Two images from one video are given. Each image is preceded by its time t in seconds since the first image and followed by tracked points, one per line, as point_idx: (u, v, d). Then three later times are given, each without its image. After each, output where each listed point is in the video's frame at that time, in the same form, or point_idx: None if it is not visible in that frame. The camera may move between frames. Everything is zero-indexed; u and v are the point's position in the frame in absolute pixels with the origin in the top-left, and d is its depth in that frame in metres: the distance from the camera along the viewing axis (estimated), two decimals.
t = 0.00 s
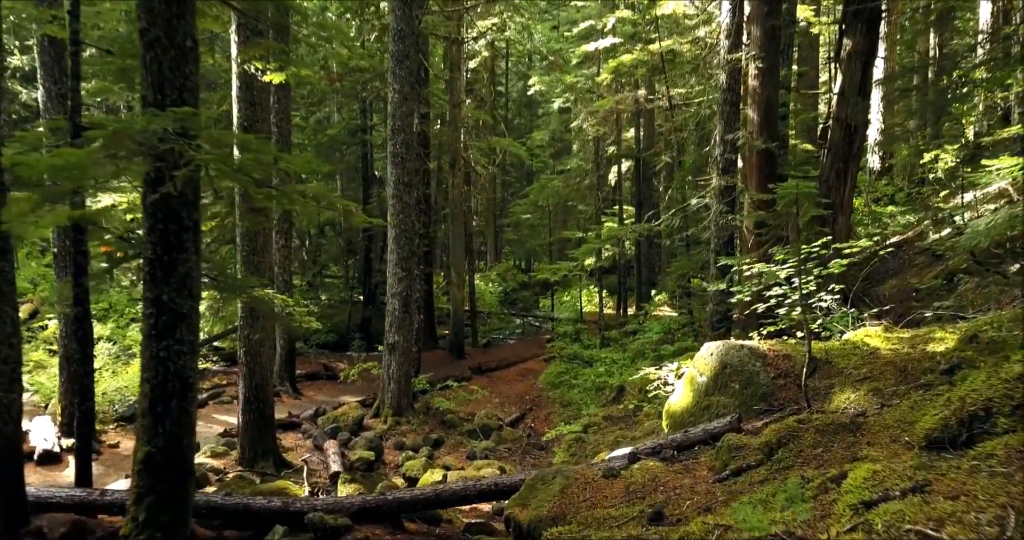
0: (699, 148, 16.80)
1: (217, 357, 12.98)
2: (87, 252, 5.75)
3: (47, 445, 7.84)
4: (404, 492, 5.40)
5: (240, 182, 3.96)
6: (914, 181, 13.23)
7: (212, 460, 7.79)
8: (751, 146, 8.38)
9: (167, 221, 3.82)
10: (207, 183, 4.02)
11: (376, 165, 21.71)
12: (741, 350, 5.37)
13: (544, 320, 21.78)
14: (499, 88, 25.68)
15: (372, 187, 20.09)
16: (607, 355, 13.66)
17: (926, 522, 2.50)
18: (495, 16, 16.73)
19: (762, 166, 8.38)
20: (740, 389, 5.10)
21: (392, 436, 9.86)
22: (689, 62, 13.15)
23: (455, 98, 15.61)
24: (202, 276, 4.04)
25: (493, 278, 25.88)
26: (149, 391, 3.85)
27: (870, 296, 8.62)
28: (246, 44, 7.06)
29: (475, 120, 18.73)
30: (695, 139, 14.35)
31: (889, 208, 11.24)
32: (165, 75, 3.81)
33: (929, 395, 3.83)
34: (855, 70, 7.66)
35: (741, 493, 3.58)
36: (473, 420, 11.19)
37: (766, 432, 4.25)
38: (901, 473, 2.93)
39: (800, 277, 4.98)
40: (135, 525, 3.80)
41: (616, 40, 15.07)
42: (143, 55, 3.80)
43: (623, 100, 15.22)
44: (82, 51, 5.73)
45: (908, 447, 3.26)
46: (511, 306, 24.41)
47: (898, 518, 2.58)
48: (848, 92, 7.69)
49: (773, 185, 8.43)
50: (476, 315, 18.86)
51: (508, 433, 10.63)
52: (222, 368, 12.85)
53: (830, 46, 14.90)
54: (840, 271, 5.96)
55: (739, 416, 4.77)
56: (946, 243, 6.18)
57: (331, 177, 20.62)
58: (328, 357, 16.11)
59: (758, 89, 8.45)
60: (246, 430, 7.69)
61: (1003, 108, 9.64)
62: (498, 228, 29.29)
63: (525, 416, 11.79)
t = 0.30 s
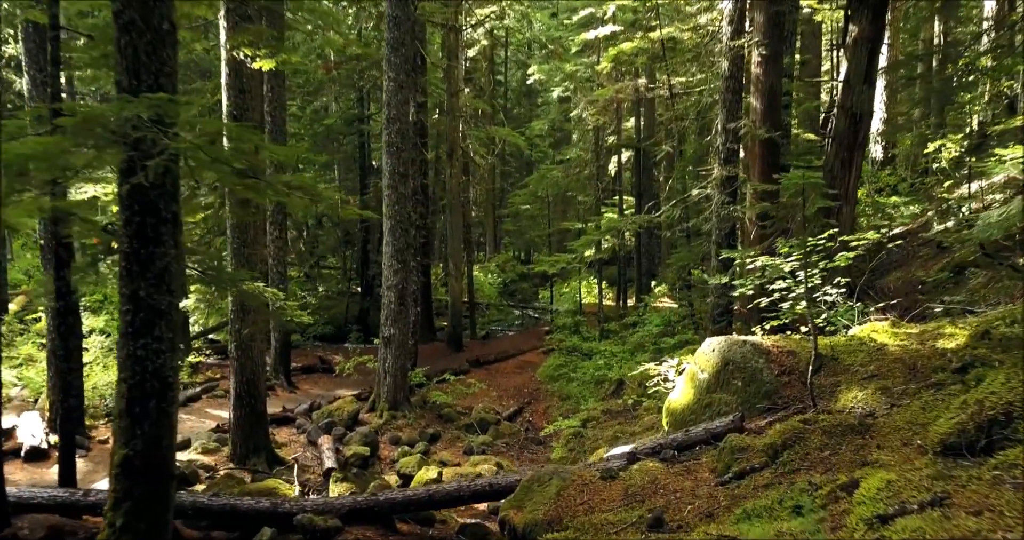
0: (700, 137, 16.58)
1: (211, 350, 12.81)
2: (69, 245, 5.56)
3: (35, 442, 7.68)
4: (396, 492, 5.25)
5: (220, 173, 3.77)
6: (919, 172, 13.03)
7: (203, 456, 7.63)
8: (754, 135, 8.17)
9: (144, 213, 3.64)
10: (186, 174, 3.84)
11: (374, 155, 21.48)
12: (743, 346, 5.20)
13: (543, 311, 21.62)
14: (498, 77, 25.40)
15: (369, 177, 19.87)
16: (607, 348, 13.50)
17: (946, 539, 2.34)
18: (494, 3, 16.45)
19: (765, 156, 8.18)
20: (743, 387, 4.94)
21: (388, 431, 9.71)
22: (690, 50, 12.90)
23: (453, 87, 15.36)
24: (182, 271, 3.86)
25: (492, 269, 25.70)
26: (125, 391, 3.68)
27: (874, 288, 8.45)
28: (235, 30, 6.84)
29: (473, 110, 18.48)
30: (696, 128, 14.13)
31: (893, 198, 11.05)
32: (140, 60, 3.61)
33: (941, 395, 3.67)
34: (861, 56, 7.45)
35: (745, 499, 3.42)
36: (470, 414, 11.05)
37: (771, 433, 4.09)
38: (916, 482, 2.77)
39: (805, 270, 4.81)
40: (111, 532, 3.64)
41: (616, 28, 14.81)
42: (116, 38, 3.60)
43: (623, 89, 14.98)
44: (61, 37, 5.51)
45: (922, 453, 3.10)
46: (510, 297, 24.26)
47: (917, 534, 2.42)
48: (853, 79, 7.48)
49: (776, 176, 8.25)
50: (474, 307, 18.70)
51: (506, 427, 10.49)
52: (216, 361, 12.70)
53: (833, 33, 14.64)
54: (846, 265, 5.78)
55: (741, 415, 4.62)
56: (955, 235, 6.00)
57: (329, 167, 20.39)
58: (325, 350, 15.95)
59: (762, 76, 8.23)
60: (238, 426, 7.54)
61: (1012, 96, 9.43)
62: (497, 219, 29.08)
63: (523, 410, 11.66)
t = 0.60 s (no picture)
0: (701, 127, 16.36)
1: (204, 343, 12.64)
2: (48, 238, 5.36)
3: (22, 439, 7.52)
4: (388, 494, 5.08)
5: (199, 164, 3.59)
6: (923, 163, 12.83)
7: (193, 453, 7.47)
8: (757, 125, 7.97)
9: (119, 207, 3.46)
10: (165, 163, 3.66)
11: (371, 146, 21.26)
12: (747, 343, 5.04)
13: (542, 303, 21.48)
14: (497, 67, 25.10)
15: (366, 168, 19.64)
16: (606, 341, 13.35)
17: None
18: None
19: (768, 147, 7.98)
20: (746, 385, 4.78)
21: (384, 426, 9.56)
22: (692, 38, 12.65)
23: (450, 76, 15.12)
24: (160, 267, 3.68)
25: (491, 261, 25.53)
26: (100, 393, 3.51)
27: (879, 282, 8.29)
28: (223, 16, 6.61)
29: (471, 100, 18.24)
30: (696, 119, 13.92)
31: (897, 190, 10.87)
32: (113, 44, 3.42)
33: (956, 398, 3.52)
34: (868, 44, 7.24)
35: (750, 507, 3.25)
36: (467, 409, 10.90)
37: (776, 435, 3.93)
38: (936, 495, 2.61)
39: (813, 265, 4.62)
40: None
41: (616, 16, 14.56)
42: (88, 21, 3.40)
43: (624, 79, 14.75)
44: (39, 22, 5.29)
45: (938, 461, 2.95)
46: (509, 289, 24.11)
47: None
48: (859, 67, 7.28)
49: (780, 167, 8.05)
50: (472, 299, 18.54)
51: (504, 422, 10.34)
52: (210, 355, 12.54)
53: (836, 22, 14.41)
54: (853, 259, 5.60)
55: (745, 415, 4.46)
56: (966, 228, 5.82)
57: (325, 157, 20.16)
58: (321, 343, 15.79)
59: (766, 65, 8.02)
60: (229, 422, 7.38)
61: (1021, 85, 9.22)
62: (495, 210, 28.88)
63: (521, 404, 11.52)
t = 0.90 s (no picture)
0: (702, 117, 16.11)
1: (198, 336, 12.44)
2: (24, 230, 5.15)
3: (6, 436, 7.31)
4: (379, 497, 4.88)
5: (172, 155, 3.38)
6: (926, 153, 12.62)
7: (182, 450, 7.28)
8: (761, 114, 7.75)
9: (86, 200, 3.26)
10: (136, 154, 3.44)
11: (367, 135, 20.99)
12: (751, 342, 4.85)
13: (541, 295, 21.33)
14: (495, 55, 24.78)
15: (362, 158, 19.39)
16: (605, 334, 13.19)
17: None
18: None
19: (772, 136, 7.77)
20: (751, 385, 4.60)
21: (379, 422, 9.38)
22: (693, 25, 12.38)
23: (448, 64, 14.85)
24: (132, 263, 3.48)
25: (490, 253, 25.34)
26: (67, 397, 3.31)
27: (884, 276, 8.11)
28: None
29: (469, 89, 17.96)
30: (698, 108, 13.67)
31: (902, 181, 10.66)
32: (78, 27, 3.20)
33: (973, 403, 3.33)
34: (876, 30, 7.00)
35: (757, 519, 3.06)
36: (464, 403, 10.75)
37: (783, 440, 3.74)
38: (958, 514, 2.42)
39: (822, 260, 4.42)
40: None
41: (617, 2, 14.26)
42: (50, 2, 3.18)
43: (624, 68, 14.48)
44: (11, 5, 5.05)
45: (958, 473, 2.76)
46: (508, 281, 23.95)
47: None
48: (867, 53, 7.04)
49: (784, 157, 7.83)
50: (470, 291, 18.35)
51: (501, 416, 10.19)
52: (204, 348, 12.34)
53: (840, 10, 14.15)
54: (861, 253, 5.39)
55: (749, 417, 4.27)
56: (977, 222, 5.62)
57: (322, 147, 19.91)
58: (317, 335, 15.60)
59: (770, 52, 7.78)
60: (218, 420, 7.19)
61: None
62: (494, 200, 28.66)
63: (519, 398, 11.37)
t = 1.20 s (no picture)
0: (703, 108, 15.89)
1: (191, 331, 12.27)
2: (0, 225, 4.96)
3: None
4: (369, 502, 4.68)
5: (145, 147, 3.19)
6: (931, 145, 12.43)
7: (171, 450, 7.11)
8: (764, 105, 7.55)
9: (54, 195, 3.07)
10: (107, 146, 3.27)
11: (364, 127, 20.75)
12: (755, 341, 4.69)
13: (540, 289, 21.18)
14: (494, 47, 24.49)
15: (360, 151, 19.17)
16: (604, 328, 13.03)
17: None
18: None
19: (775, 129, 7.57)
20: (755, 387, 4.43)
21: (374, 419, 9.22)
22: (695, 15, 12.14)
23: (445, 55, 14.60)
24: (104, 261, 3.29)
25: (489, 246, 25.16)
26: (35, 403, 3.13)
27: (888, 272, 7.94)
28: None
29: (467, 80, 17.72)
30: (699, 100, 13.45)
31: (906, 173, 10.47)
32: (42, 11, 3.01)
33: (992, 410, 3.16)
34: (883, 18, 6.79)
35: (764, 534, 2.89)
36: (461, 400, 10.60)
37: (790, 446, 3.57)
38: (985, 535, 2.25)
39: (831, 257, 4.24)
40: None
41: None
42: None
43: (624, 58, 14.24)
44: None
45: (980, 488, 2.60)
46: (507, 274, 23.78)
47: None
48: (874, 43, 6.83)
49: (788, 150, 7.64)
50: (468, 285, 18.18)
51: (498, 413, 10.04)
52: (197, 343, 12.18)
53: None
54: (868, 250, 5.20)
55: (753, 421, 4.11)
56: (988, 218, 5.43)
57: (319, 139, 19.69)
58: (314, 330, 15.44)
59: (774, 41, 7.57)
60: (208, 419, 7.02)
61: None
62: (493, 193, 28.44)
63: (517, 395, 11.23)
